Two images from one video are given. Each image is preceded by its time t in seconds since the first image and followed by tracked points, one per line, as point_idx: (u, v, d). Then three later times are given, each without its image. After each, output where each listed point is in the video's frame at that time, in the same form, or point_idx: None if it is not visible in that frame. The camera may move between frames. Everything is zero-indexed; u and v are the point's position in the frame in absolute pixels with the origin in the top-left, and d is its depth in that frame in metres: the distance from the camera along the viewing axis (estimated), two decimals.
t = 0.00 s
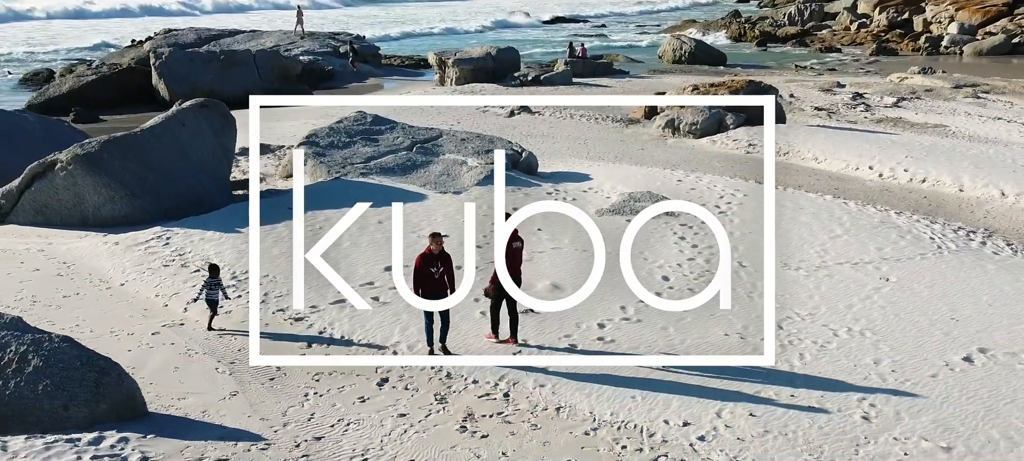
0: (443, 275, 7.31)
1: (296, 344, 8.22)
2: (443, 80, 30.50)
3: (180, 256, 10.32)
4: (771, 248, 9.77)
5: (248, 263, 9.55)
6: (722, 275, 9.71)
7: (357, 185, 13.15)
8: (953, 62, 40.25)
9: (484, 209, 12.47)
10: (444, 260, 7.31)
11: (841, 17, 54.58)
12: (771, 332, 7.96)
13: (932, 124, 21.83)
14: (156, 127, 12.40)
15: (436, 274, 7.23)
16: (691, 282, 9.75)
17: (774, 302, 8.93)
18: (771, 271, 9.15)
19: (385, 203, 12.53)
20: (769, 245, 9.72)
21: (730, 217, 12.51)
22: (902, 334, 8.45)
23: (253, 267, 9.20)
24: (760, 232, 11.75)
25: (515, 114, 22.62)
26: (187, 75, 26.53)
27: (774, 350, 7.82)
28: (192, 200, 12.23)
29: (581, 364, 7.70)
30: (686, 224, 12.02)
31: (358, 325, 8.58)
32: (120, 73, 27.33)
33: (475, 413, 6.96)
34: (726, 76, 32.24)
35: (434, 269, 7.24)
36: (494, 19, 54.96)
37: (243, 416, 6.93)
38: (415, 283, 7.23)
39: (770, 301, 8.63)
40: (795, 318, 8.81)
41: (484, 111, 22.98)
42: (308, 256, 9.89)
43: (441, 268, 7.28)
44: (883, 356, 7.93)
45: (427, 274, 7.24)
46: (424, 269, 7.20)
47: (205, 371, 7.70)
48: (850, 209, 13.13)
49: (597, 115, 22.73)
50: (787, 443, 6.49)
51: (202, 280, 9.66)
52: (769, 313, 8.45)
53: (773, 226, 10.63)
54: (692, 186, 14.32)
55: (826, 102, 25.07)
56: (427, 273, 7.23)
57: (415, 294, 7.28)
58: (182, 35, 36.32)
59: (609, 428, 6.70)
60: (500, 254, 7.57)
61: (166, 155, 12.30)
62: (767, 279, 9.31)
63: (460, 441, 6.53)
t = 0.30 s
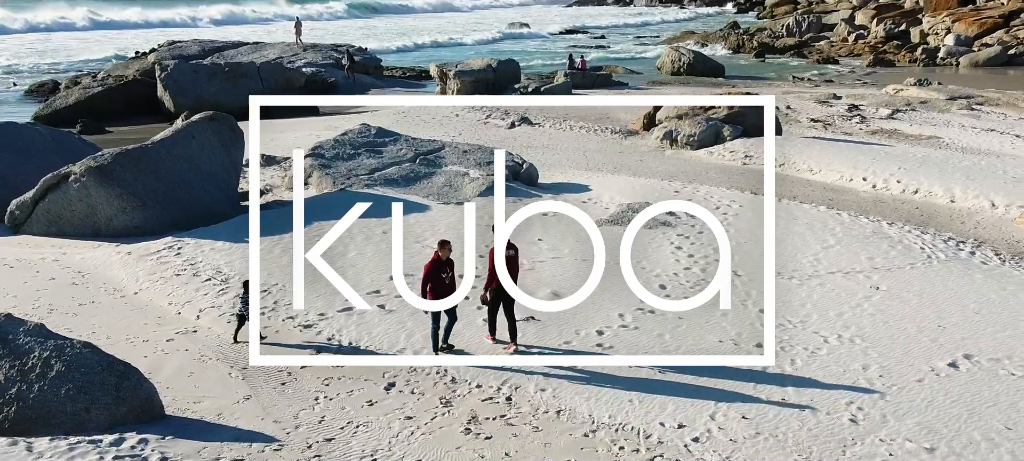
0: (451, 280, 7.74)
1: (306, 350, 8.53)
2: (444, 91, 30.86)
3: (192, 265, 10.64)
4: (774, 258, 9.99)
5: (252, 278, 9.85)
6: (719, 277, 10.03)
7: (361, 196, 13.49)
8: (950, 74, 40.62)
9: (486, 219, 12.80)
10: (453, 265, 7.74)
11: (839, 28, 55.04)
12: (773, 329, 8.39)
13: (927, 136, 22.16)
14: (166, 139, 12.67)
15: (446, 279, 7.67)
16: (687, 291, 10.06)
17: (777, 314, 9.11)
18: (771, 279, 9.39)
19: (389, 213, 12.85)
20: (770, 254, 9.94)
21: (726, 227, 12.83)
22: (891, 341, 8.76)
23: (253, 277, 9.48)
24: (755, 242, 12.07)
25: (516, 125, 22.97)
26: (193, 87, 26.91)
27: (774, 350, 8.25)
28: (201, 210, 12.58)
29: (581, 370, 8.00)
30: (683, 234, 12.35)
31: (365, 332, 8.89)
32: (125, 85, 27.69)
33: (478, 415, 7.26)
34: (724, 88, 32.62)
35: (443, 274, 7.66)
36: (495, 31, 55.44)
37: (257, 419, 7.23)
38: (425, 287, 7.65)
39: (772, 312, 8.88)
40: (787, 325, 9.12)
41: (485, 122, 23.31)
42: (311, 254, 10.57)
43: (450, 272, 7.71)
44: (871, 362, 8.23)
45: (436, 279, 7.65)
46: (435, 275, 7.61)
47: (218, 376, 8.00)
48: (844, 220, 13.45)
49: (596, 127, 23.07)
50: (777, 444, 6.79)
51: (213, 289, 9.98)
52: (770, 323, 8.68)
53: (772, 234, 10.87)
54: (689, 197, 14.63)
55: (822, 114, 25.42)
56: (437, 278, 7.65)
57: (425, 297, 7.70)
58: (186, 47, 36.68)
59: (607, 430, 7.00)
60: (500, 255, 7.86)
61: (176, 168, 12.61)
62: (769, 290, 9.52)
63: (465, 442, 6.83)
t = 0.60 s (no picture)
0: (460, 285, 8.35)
1: (316, 358, 8.85)
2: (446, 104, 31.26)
3: (204, 276, 10.97)
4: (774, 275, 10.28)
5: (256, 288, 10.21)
6: (721, 279, 10.67)
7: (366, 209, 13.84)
8: (946, 86, 41.01)
9: (489, 231, 13.13)
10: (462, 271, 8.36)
11: (837, 40, 55.54)
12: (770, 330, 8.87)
13: (921, 148, 22.52)
14: (177, 155, 13.03)
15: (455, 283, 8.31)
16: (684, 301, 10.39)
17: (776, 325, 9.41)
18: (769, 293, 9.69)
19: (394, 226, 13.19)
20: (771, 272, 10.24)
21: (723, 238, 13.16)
22: (879, 349, 9.08)
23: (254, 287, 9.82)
24: (750, 253, 12.41)
25: (517, 138, 23.34)
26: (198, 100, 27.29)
27: (773, 351, 8.76)
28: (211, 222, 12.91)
29: (581, 377, 8.32)
30: (680, 245, 12.69)
31: (373, 341, 9.21)
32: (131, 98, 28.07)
33: (483, 420, 7.58)
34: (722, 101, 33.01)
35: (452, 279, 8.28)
36: (496, 44, 55.92)
37: (270, 424, 7.55)
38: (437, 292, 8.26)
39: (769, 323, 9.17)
40: (780, 334, 9.44)
41: (486, 135, 23.66)
42: (310, 254, 11.45)
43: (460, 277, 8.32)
44: (860, 370, 8.56)
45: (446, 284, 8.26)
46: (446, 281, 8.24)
47: (232, 383, 8.33)
48: (837, 231, 13.79)
49: (596, 139, 23.43)
50: (769, 448, 7.11)
51: (225, 299, 10.31)
52: (767, 339, 8.95)
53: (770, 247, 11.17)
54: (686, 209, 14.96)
55: (818, 127, 25.79)
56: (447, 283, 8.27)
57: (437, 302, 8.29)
58: (190, 60, 37.08)
59: (606, 435, 7.31)
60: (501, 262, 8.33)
61: (187, 182, 12.95)
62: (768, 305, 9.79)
63: (470, 446, 7.15)
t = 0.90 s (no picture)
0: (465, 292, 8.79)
1: (326, 365, 9.20)
2: (448, 116, 31.65)
3: (215, 286, 11.32)
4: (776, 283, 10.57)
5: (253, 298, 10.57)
6: (721, 283, 11.20)
7: (371, 220, 14.19)
8: (944, 97, 41.39)
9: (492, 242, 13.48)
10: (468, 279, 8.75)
11: (835, 51, 55.99)
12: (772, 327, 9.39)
13: (916, 160, 22.88)
14: (188, 168, 13.39)
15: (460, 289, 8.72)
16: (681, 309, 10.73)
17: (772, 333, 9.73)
18: (770, 302, 9.98)
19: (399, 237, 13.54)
20: (773, 279, 10.53)
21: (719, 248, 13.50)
22: (869, 357, 9.40)
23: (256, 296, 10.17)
24: (746, 263, 12.76)
25: (518, 150, 23.71)
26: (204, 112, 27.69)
27: (773, 351, 9.25)
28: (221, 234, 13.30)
29: (580, 383, 8.66)
30: (678, 256, 13.03)
31: (380, 348, 9.56)
32: (138, 110, 28.47)
33: (487, 424, 7.91)
34: (720, 112, 33.39)
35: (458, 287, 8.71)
36: (497, 55, 56.37)
37: (284, 428, 7.89)
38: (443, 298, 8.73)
39: (768, 331, 9.51)
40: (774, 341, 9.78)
41: (488, 147, 24.02)
42: (310, 255, 12.07)
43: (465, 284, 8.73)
44: (850, 376, 8.89)
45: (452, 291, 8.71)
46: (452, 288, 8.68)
47: (246, 389, 8.67)
48: (831, 242, 14.12)
49: (596, 151, 23.80)
50: (761, 450, 7.44)
51: (236, 308, 10.65)
52: (768, 344, 9.30)
53: (768, 258, 11.49)
54: (684, 220, 15.29)
55: (816, 139, 26.16)
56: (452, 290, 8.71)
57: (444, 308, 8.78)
58: (195, 72, 37.50)
59: (606, 438, 7.64)
60: (503, 267, 8.86)
61: (198, 195, 13.32)
62: (766, 315, 10.09)
63: (475, 449, 7.48)
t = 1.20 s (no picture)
0: (472, 296, 9.25)
1: (336, 371, 9.56)
2: (450, 127, 32.05)
3: (226, 294, 11.69)
4: (774, 293, 10.90)
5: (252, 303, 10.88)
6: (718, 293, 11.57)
7: (376, 231, 14.55)
8: (941, 108, 41.78)
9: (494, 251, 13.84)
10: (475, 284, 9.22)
11: (834, 63, 56.46)
12: (773, 331, 9.87)
13: (911, 172, 23.25)
14: (199, 180, 13.70)
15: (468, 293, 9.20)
16: (678, 317, 11.07)
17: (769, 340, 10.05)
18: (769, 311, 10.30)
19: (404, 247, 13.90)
20: (771, 289, 10.86)
21: (716, 257, 13.85)
22: (860, 363, 9.74)
23: (254, 308, 10.45)
24: (742, 272, 13.11)
25: (520, 161, 24.10)
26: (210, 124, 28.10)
27: (771, 353, 9.69)
28: (230, 244, 13.71)
29: (580, 388, 9.00)
30: (675, 265, 13.39)
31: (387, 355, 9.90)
32: (144, 122, 28.88)
33: (490, 427, 8.25)
34: (719, 123, 33.77)
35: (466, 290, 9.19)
36: (498, 67, 56.82)
37: (296, 431, 8.23)
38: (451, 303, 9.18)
39: (768, 332, 10.02)
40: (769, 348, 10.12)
41: (490, 159, 24.39)
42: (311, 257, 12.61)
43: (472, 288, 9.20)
44: (840, 381, 9.23)
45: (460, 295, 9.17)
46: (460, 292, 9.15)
47: (259, 394, 9.03)
48: (825, 252, 14.47)
49: (596, 162, 24.17)
50: (753, 451, 7.77)
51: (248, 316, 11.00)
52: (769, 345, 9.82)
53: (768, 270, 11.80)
54: (682, 230, 15.65)
55: (813, 150, 26.54)
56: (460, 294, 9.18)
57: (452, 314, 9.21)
58: (200, 84, 37.96)
59: (605, 441, 7.98)
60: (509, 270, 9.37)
61: (208, 206, 13.67)
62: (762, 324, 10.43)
63: (480, 450, 7.82)
